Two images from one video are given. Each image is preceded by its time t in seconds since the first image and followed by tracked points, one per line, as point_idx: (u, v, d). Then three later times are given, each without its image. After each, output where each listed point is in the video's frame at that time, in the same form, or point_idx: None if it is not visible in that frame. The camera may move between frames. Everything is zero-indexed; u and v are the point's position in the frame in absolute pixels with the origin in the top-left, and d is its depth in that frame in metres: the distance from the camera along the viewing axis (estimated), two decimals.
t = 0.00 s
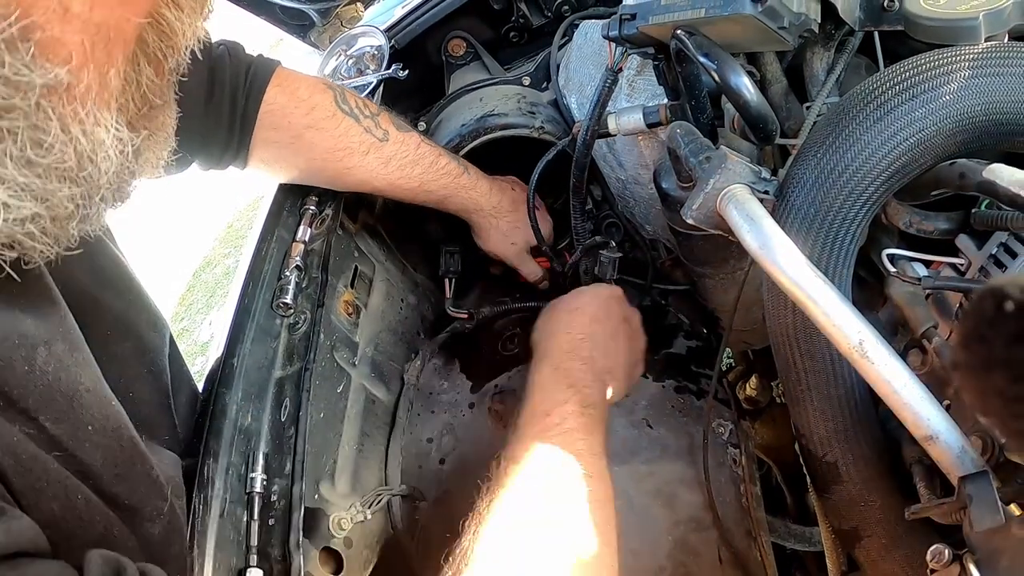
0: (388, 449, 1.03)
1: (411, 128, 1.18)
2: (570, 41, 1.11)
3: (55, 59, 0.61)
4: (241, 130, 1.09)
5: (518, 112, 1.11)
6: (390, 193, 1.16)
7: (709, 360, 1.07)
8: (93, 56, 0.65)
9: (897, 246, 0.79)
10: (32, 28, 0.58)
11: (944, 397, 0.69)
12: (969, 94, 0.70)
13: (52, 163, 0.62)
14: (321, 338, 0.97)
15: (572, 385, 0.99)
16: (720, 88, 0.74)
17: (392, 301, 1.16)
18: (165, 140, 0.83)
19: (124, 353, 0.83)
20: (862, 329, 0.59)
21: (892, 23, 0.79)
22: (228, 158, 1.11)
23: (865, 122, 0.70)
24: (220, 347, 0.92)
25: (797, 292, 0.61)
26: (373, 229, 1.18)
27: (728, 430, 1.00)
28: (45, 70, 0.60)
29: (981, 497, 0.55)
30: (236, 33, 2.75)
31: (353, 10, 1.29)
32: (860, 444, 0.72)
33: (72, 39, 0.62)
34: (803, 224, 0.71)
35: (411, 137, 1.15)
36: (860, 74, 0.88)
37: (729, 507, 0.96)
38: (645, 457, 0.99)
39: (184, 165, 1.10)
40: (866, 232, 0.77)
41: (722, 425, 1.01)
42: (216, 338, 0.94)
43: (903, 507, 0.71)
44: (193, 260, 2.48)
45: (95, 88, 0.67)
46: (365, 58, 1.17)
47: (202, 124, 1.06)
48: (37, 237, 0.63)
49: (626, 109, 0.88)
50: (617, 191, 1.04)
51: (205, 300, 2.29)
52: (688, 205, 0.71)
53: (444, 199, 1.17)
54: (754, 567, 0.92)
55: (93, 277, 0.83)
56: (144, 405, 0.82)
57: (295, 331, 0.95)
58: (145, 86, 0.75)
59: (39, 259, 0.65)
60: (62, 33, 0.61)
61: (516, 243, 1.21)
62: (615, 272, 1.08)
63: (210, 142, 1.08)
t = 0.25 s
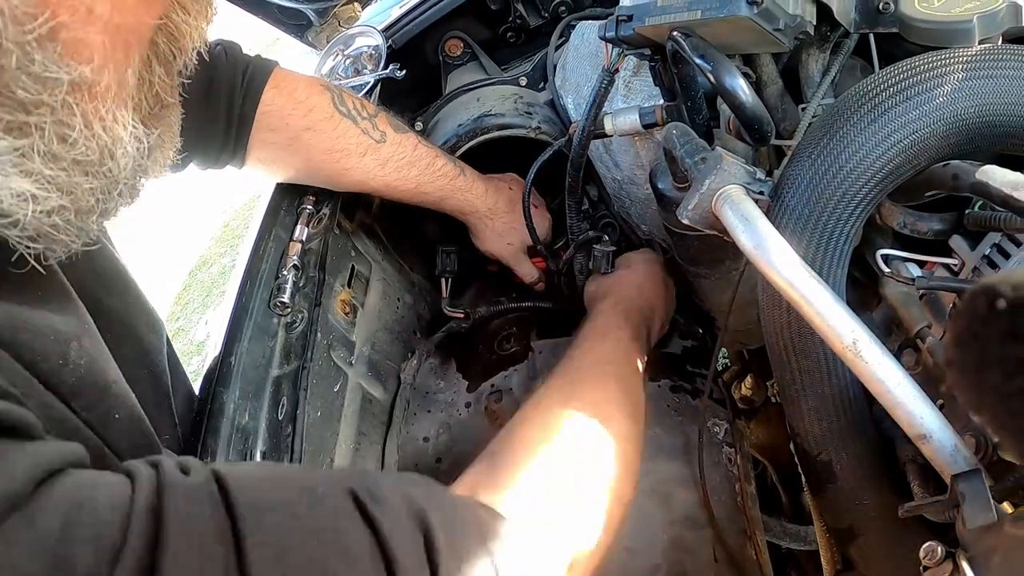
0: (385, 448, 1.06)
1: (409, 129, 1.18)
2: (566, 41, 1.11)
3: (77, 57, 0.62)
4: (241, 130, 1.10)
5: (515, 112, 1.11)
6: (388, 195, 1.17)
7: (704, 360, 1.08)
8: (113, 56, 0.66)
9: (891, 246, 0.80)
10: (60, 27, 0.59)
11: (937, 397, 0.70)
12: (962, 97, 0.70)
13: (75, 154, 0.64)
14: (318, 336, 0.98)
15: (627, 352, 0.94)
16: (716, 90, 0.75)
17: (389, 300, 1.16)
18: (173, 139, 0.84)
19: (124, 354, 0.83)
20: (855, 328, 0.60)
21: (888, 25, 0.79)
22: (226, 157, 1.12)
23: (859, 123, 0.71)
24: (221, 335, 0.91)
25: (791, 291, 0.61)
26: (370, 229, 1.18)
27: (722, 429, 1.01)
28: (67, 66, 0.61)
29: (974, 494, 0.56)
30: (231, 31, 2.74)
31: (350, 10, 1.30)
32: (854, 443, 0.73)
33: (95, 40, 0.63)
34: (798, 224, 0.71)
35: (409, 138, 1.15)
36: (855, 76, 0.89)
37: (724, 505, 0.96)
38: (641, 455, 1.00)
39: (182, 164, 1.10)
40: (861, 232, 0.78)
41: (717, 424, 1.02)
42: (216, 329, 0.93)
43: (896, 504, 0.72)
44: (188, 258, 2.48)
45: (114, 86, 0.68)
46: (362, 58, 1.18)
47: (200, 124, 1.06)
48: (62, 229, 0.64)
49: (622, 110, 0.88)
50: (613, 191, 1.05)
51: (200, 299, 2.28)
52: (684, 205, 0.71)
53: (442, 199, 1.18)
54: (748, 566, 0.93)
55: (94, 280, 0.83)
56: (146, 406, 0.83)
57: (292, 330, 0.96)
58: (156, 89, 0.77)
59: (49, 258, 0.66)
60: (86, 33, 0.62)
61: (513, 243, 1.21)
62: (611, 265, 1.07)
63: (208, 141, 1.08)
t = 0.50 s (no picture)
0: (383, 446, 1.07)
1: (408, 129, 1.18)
2: (564, 42, 1.12)
3: (113, 57, 0.64)
4: (243, 131, 1.10)
5: (513, 112, 1.12)
6: (386, 195, 1.17)
7: (700, 359, 1.07)
8: (142, 58, 0.68)
9: (886, 246, 0.81)
10: (95, 30, 0.61)
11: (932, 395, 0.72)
12: (956, 97, 0.71)
13: (111, 150, 0.65)
14: (317, 335, 0.98)
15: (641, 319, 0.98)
16: (712, 91, 0.75)
17: (387, 299, 1.17)
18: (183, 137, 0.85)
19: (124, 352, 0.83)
20: (850, 325, 0.60)
21: (884, 27, 0.80)
22: (226, 157, 1.12)
23: (854, 124, 0.71)
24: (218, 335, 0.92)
25: (787, 289, 0.62)
26: (368, 228, 1.19)
27: (718, 429, 1.03)
28: (103, 65, 0.63)
29: (967, 489, 0.57)
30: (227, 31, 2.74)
31: (348, 10, 1.29)
32: (849, 440, 0.73)
33: (126, 42, 0.65)
34: (794, 222, 0.72)
35: (408, 139, 1.15)
36: (851, 77, 0.89)
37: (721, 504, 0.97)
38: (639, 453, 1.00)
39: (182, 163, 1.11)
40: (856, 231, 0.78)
41: (714, 423, 1.04)
42: (212, 331, 0.93)
43: (891, 501, 0.73)
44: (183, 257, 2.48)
45: (139, 88, 0.69)
46: (360, 58, 1.18)
47: (201, 124, 1.07)
48: (94, 218, 0.66)
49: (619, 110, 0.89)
50: (610, 191, 1.05)
51: (194, 299, 2.27)
52: (681, 204, 0.72)
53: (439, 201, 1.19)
54: (744, 564, 0.94)
55: (102, 279, 0.84)
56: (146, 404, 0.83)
57: (291, 328, 0.96)
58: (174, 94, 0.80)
59: (73, 253, 0.66)
60: (118, 35, 0.64)
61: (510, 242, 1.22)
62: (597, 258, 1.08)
63: (208, 140, 1.09)
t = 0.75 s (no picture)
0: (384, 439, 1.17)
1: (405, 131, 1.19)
2: (559, 45, 1.13)
3: (144, 65, 0.66)
4: (243, 132, 1.11)
5: (508, 114, 1.13)
6: (383, 195, 1.18)
7: (692, 359, 1.09)
8: (168, 66, 0.70)
9: (875, 247, 0.82)
10: (129, 39, 0.63)
11: (918, 394, 0.74)
12: (941, 102, 0.72)
13: (140, 153, 0.67)
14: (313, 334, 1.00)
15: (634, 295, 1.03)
16: (702, 94, 0.76)
17: (383, 300, 1.18)
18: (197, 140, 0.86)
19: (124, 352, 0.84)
20: (836, 325, 0.61)
21: (874, 32, 0.81)
22: (225, 159, 1.13)
23: (841, 127, 0.73)
24: (215, 330, 0.92)
25: (774, 290, 0.63)
26: (365, 229, 1.20)
27: (710, 428, 1.05)
28: (136, 73, 0.65)
29: (951, 486, 0.58)
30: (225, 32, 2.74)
31: (344, 11, 1.33)
32: (836, 438, 0.75)
33: (155, 51, 0.67)
34: (781, 224, 0.73)
35: (404, 141, 1.16)
36: (842, 80, 0.91)
37: (711, 501, 1.00)
38: (629, 454, 1.05)
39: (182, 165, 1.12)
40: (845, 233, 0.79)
41: (705, 422, 1.05)
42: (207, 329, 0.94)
43: (877, 498, 0.74)
44: (179, 258, 2.48)
45: (164, 94, 0.71)
46: (357, 60, 1.19)
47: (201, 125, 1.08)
48: (121, 216, 0.67)
49: (612, 113, 0.90)
50: (603, 193, 1.06)
51: (193, 299, 2.28)
52: (670, 206, 0.73)
53: (435, 204, 1.19)
54: (735, 561, 0.95)
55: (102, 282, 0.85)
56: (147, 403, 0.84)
57: (287, 328, 0.97)
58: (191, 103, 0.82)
59: (97, 250, 0.67)
60: (148, 43, 0.66)
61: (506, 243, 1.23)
62: (589, 260, 1.11)
63: (208, 141, 1.10)
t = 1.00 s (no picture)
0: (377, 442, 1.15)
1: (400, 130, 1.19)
2: (555, 46, 1.12)
3: (170, 66, 0.70)
4: (239, 130, 1.11)
5: (504, 115, 1.12)
6: (379, 194, 1.18)
7: (687, 361, 1.09)
8: (188, 65, 0.74)
9: (872, 248, 0.82)
10: (156, 40, 0.66)
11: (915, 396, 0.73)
12: (939, 104, 0.72)
13: (162, 151, 0.72)
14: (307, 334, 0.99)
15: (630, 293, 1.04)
16: (699, 95, 0.76)
17: (378, 300, 1.17)
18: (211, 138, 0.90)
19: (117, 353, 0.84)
20: (833, 328, 0.61)
21: (871, 33, 0.81)
22: (222, 157, 1.12)
23: (838, 129, 0.72)
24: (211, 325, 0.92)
25: (772, 292, 0.63)
26: (360, 229, 1.20)
27: (707, 429, 1.05)
28: (162, 71, 0.69)
29: (948, 490, 0.58)
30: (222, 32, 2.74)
31: (341, 12, 1.31)
32: (833, 441, 0.74)
33: (179, 52, 0.71)
34: (779, 226, 0.73)
35: (401, 140, 1.16)
36: (839, 81, 0.90)
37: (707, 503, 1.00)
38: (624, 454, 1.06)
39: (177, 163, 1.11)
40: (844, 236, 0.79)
41: (701, 424, 1.05)
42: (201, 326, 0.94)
43: (873, 501, 0.74)
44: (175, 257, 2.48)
45: (184, 93, 0.75)
46: (353, 60, 1.19)
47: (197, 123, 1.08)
48: (142, 214, 0.73)
49: (609, 114, 0.90)
50: (600, 194, 1.05)
51: (188, 298, 2.27)
52: (667, 207, 0.73)
53: (433, 203, 1.19)
54: (730, 564, 0.94)
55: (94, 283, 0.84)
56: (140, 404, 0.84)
57: (282, 329, 0.96)
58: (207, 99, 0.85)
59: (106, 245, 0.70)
60: (174, 43, 0.69)
61: (502, 243, 1.22)
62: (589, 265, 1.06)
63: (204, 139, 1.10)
